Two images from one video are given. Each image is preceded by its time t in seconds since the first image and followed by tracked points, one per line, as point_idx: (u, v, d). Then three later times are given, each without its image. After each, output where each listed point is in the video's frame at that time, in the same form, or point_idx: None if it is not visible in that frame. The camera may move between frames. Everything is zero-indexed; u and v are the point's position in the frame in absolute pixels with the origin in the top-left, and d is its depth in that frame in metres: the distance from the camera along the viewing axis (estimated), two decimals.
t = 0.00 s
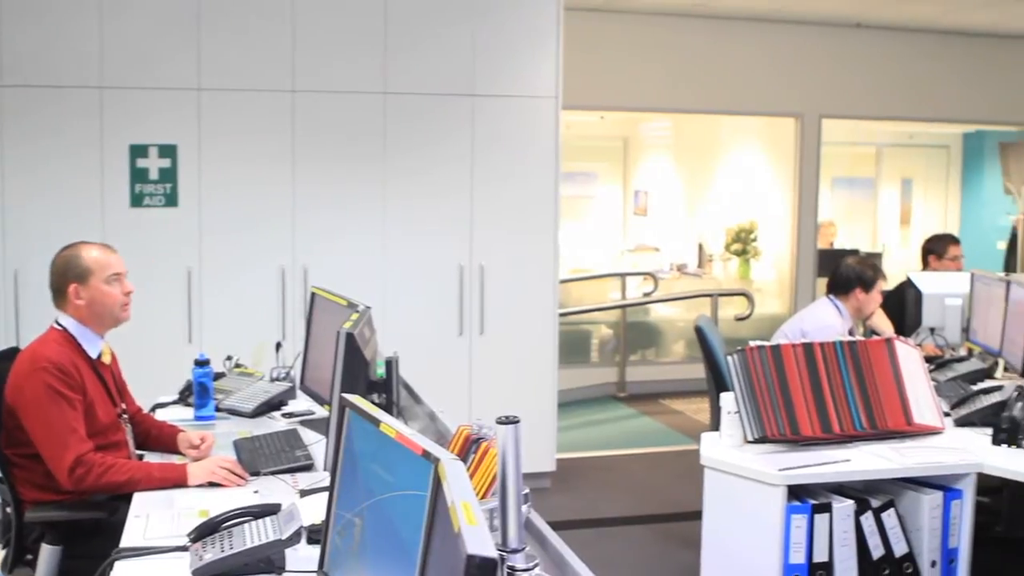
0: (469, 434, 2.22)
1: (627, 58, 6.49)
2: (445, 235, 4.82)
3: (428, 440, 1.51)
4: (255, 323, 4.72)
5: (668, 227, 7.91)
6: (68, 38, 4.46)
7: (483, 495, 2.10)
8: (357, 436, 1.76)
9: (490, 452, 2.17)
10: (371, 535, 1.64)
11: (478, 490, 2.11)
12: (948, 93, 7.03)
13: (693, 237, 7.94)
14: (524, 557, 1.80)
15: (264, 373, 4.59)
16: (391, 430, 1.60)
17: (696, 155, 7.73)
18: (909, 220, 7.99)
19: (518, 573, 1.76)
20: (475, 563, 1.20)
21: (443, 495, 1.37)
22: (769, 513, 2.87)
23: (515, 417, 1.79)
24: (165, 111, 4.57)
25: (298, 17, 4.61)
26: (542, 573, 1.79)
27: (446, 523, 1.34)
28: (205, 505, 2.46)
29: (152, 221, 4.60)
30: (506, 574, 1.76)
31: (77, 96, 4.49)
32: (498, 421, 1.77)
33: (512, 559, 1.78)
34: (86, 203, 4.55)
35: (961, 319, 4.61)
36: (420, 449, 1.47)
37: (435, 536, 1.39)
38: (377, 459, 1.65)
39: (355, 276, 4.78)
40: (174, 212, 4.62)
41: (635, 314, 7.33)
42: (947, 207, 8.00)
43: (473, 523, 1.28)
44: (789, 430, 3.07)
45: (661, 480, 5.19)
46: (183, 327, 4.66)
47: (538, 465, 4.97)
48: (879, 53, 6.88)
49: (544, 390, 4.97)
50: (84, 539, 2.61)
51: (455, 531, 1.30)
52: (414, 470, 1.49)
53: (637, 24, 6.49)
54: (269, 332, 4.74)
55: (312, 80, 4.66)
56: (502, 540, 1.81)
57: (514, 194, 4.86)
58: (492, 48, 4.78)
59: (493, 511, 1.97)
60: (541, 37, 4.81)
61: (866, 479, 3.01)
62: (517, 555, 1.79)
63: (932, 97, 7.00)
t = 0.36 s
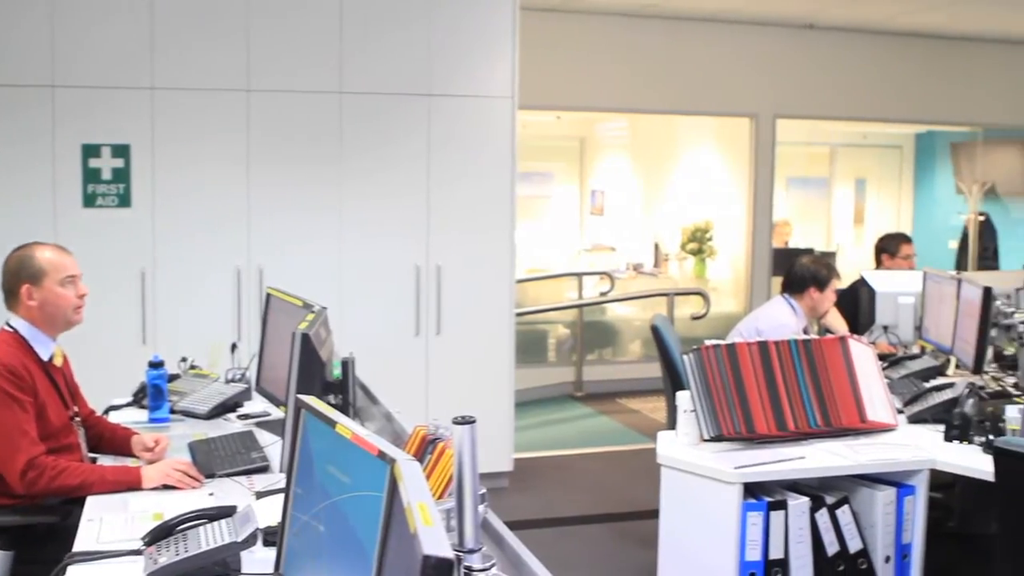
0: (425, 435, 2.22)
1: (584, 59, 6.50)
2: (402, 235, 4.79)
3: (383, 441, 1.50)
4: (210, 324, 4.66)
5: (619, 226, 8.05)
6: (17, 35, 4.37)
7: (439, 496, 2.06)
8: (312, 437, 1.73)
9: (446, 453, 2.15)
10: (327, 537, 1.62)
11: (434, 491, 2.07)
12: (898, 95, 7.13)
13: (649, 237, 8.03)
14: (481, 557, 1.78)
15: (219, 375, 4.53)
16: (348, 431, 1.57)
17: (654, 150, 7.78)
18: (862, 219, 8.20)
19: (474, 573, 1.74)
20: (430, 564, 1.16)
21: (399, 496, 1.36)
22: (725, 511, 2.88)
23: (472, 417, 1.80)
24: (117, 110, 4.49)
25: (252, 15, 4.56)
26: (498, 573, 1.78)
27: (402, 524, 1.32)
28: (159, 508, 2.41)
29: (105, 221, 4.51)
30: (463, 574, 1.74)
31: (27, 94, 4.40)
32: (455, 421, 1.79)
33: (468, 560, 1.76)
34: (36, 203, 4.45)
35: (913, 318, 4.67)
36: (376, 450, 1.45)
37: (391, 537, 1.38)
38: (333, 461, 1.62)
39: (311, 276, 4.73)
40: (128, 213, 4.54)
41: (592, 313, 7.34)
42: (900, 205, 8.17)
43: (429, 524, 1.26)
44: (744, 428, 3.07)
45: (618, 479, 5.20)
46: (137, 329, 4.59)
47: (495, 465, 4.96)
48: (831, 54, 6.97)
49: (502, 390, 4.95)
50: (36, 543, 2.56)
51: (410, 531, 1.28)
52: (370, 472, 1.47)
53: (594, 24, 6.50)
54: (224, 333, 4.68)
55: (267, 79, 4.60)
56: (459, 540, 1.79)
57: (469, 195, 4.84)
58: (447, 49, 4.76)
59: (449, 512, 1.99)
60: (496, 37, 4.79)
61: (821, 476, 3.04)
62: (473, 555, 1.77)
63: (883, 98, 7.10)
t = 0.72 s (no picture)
0: (379, 436, 2.17)
1: (540, 59, 6.49)
2: (357, 235, 4.72)
3: (338, 442, 1.45)
4: (163, 325, 4.57)
5: (575, 225, 7.93)
6: None
7: (394, 495, 2.04)
8: (266, 439, 1.68)
9: (402, 453, 2.11)
10: (280, 540, 1.58)
11: (389, 491, 2.05)
12: (850, 96, 7.19)
13: (604, 237, 7.99)
14: (437, 558, 1.75)
15: (172, 377, 4.44)
16: (301, 432, 1.53)
17: (607, 153, 7.76)
18: (815, 218, 8.18)
19: (430, 573, 1.71)
20: (386, 565, 1.14)
21: (354, 498, 1.32)
22: (680, 509, 2.87)
23: (426, 418, 1.75)
24: (67, 108, 4.39)
25: (206, 12, 4.47)
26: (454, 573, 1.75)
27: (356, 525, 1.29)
28: (112, 512, 2.35)
29: (55, 222, 4.41)
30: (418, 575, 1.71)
31: None
32: (409, 422, 1.73)
33: (424, 561, 1.73)
34: None
35: (865, 316, 4.71)
36: (330, 451, 1.41)
37: (344, 540, 1.34)
38: (286, 463, 1.58)
39: (266, 276, 4.66)
40: (79, 213, 4.44)
41: (548, 313, 7.34)
42: (853, 204, 8.16)
43: (384, 526, 1.22)
44: (700, 427, 3.07)
45: (576, 479, 5.18)
46: (88, 331, 4.49)
47: (453, 466, 4.92)
48: (784, 56, 7.01)
49: (458, 391, 4.91)
50: None
51: (365, 533, 1.24)
52: (323, 473, 1.43)
53: (550, 25, 6.49)
54: (178, 334, 4.59)
55: (221, 77, 4.52)
56: (414, 541, 1.76)
57: (424, 196, 4.77)
58: (402, 48, 4.69)
59: (405, 511, 1.94)
60: (452, 37, 4.74)
61: (775, 474, 3.04)
62: (429, 556, 1.74)
63: (836, 100, 7.16)
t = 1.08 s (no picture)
0: (344, 437, 2.15)
1: (504, 59, 6.48)
2: (321, 236, 4.68)
3: (301, 443, 1.43)
4: (125, 326, 4.51)
5: (539, 226, 7.87)
6: None
7: (359, 499, 1.98)
8: (230, 440, 1.65)
9: (366, 454, 2.09)
10: (244, 543, 1.55)
11: (354, 495, 2.00)
12: (811, 97, 7.25)
13: (568, 236, 7.93)
14: (402, 559, 1.74)
15: (135, 379, 4.38)
16: (265, 433, 1.51)
17: (570, 152, 7.71)
18: (779, 218, 8.20)
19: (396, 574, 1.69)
20: (350, 567, 1.13)
21: (317, 500, 1.30)
22: (646, 508, 2.87)
23: (391, 419, 1.74)
24: (26, 108, 4.31)
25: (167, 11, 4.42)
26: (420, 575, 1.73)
27: (319, 527, 1.27)
28: (74, 515, 2.30)
29: (15, 222, 4.34)
30: None
31: None
32: (373, 422, 1.72)
33: (390, 562, 1.71)
34: None
35: (828, 315, 4.75)
36: (294, 452, 1.39)
37: (308, 543, 1.32)
38: (250, 464, 1.55)
39: (228, 277, 4.61)
40: (39, 214, 4.37)
41: (513, 313, 7.30)
42: (816, 204, 8.24)
43: (348, 527, 1.21)
44: (664, 427, 3.08)
45: (541, 479, 5.17)
46: (49, 333, 4.42)
47: (418, 467, 4.89)
48: (746, 57, 7.05)
49: (423, 392, 4.87)
50: None
51: (329, 535, 1.23)
52: (286, 476, 1.41)
53: (514, 25, 6.48)
54: (141, 335, 4.53)
55: (182, 77, 4.46)
56: (379, 543, 1.75)
57: (389, 196, 4.73)
58: (365, 48, 4.65)
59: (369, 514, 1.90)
60: (415, 37, 4.69)
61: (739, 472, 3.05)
62: (394, 557, 1.72)
63: (798, 100, 7.21)
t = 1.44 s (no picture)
0: (312, 439, 2.13)
1: (474, 60, 6.47)
2: (289, 236, 4.64)
3: (269, 444, 1.42)
4: (91, 328, 4.45)
5: (507, 225, 7.81)
6: None
7: (326, 500, 1.99)
8: (197, 441, 1.63)
9: (334, 455, 2.07)
10: (210, 546, 1.53)
11: (321, 497, 1.99)
12: (778, 99, 7.30)
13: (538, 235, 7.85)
14: (371, 560, 1.73)
15: (101, 381, 4.32)
16: (232, 435, 1.49)
17: (538, 152, 7.66)
18: (747, 218, 8.16)
19: None
20: (318, 568, 1.12)
21: (285, 502, 1.28)
22: (614, 508, 2.87)
23: (359, 420, 1.73)
24: None
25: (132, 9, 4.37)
26: None
27: (287, 530, 1.26)
28: (40, 518, 2.26)
29: None
30: None
31: None
32: (341, 424, 1.71)
33: (358, 563, 1.70)
34: None
35: (795, 315, 4.77)
36: (261, 453, 1.37)
37: (275, 546, 1.30)
38: (216, 466, 1.53)
39: (195, 278, 4.56)
40: (3, 215, 4.30)
41: (482, 314, 7.26)
42: (783, 206, 8.26)
43: (316, 528, 1.20)
44: (633, 427, 3.08)
45: (511, 480, 5.16)
46: (13, 335, 4.35)
47: (388, 468, 4.86)
48: (713, 58, 7.09)
49: (391, 392, 4.84)
50: None
51: (297, 537, 1.21)
52: (254, 477, 1.39)
53: (483, 26, 6.47)
54: (107, 337, 4.47)
55: (149, 77, 4.41)
56: (347, 544, 1.73)
57: (358, 197, 4.70)
58: (333, 47, 4.62)
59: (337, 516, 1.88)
60: (382, 37, 4.66)
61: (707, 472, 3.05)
62: (363, 559, 1.71)
63: (765, 101, 7.26)
